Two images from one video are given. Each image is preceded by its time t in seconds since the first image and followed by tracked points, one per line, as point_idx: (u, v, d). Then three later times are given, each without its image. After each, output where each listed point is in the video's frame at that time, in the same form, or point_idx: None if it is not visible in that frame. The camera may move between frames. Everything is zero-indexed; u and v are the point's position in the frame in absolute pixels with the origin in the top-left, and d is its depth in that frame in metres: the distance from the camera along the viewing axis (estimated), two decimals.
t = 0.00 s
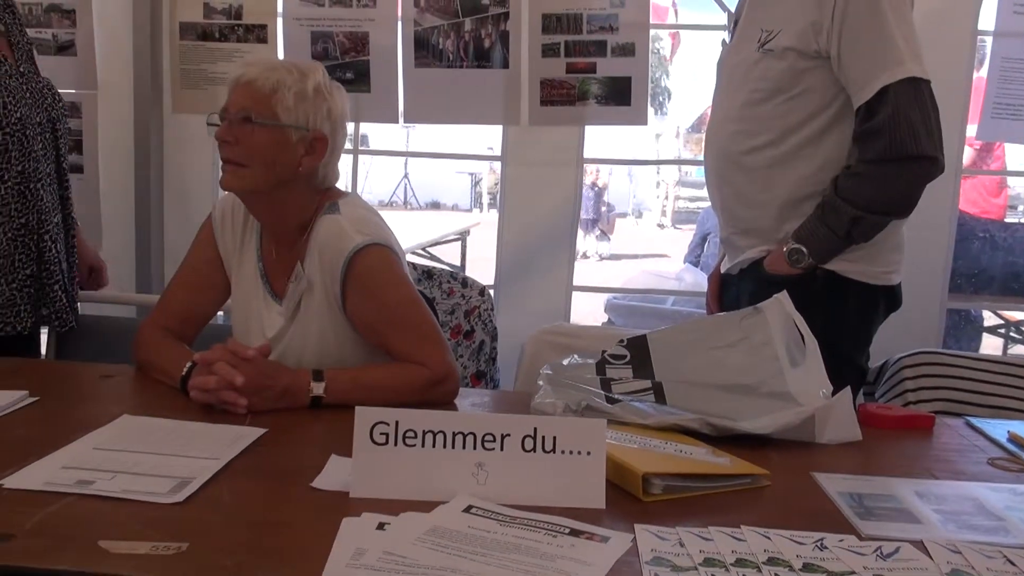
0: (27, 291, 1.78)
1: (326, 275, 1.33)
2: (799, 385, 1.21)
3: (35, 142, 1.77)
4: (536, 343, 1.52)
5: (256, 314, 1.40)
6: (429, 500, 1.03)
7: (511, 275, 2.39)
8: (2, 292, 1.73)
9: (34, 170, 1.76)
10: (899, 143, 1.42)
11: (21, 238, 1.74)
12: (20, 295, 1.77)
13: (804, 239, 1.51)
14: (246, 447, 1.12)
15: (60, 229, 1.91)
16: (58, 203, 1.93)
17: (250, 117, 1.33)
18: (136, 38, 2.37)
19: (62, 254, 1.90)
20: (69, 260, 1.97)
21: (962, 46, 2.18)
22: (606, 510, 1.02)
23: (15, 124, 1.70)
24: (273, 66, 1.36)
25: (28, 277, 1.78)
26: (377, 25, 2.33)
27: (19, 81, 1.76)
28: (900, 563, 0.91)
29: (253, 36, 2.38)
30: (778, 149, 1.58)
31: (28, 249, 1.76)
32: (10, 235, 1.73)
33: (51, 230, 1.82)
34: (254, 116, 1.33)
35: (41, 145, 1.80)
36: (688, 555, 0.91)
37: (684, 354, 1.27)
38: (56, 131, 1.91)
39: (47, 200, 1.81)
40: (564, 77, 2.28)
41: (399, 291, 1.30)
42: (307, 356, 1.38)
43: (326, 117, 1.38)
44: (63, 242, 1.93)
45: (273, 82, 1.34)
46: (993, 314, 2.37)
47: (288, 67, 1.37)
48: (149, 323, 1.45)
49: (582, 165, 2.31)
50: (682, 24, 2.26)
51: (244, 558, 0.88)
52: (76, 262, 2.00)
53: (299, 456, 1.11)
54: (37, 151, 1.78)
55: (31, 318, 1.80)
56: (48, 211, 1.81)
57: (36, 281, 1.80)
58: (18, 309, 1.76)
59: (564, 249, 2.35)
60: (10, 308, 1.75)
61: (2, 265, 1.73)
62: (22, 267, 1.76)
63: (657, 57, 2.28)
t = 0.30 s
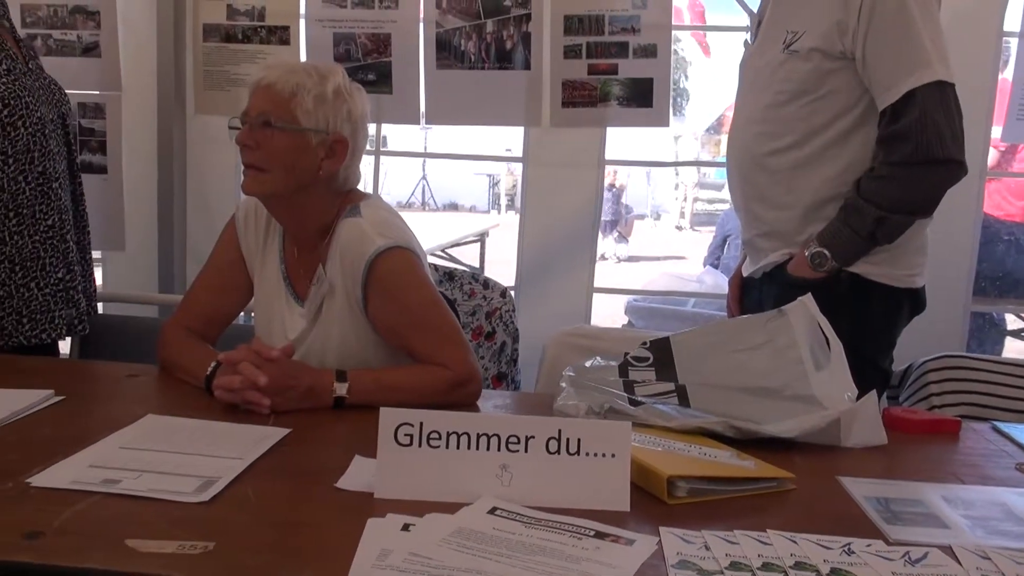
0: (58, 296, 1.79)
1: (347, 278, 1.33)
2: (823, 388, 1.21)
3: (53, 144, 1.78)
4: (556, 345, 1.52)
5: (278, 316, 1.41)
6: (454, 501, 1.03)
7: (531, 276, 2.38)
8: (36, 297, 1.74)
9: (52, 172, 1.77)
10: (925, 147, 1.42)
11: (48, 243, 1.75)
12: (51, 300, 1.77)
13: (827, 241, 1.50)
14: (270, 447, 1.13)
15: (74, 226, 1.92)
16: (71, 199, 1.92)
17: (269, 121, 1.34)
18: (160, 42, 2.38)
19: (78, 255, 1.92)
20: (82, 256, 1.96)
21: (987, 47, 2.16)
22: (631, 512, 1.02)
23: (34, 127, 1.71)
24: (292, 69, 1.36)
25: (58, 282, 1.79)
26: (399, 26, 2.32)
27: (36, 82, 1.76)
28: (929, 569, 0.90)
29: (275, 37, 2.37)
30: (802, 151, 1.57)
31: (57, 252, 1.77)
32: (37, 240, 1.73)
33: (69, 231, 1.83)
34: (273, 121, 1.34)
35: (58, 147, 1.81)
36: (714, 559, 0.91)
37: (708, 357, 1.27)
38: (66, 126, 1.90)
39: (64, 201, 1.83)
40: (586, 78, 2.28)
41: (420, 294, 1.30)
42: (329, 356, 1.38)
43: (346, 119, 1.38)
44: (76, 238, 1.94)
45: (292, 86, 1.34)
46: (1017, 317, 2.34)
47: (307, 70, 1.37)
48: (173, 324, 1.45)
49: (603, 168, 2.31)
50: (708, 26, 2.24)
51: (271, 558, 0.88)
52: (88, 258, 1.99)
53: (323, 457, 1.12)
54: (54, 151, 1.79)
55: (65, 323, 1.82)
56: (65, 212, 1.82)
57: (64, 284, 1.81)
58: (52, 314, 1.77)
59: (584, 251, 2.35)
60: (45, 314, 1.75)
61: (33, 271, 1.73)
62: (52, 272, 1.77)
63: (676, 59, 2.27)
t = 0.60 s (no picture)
0: (81, 295, 1.82)
1: (375, 283, 1.33)
2: (855, 394, 1.20)
3: (80, 144, 1.79)
4: (583, 349, 1.51)
5: (306, 320, 1.41)
6: (484, 505, 1.03)
7: (556, 280, 2.38)
8: (62, 298, 1.77)
9: (79, 171, 1.78)
10: (958, 151, 1.41)
11: (74, 243, 1.77)
12: (75, 299, 1.80)
13: (859, 247, 1.50)
14: (300, 450, 1.13)
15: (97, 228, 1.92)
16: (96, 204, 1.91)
17: (294, 129, 1.34)
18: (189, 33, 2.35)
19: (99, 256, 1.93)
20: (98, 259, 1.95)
21: (1017, 49, 2.14)
22: (662, 518, 1.02)
23: (64, 127, 1.71)
24: (313, 76, 1.37)
25: (81, 281, 1.81)
26: (426, 30, 2.34)
27: (65, 83, 1.77)
28: None
29: (303, 40, 2.40)
30: (833, 155, 1.56)
31: (82, 252, 1.80)
32: (63, 240, 1.75)
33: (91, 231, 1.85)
34: (298, 129, 1.35)
35: (85, 147, 1.82)
36: (747, 565, 0.90)
37: (738, 361, 1.26)
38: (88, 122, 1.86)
39: (88, 201, 1.84)
40: (612, 81, 2.29)
41: (447, 298, 1.29)
42: (357, 360, 1.38)
43: (370, 125, 1.37)
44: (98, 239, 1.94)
45: (315, 93, 1.34)
46: None
47: (329, 76, 1.37)
48: (201, 328, 1.46)
49: (629, 170, 2.30)
50: (732, 28, 2.23)
51: (304, 561, 0.88)
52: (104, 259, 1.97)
53: (353, 460, 1.12)
54: (82, 152, 1.80)
55: (89, 322, 1.85)
56: (89, 211, 1.84)
57: (88, 283, 1.83)
58: (76, 312, 1.80)
59: (608, 255, 2.33)
60: (70, 313, 1.78)
61: (59, 270, 1.75)
62: (77, 271, 1.79)
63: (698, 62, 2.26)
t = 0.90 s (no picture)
0: (109, 295, 1.85)
1: (403, 285, 1.34)
2: (885, 399, 1.19)
3: (107, 148, 1.80)
4: (608, 353, 1.51)
5: (332, 322, 1.41)
6: (513, 510, 1.03)
7: (580, 283, 2.36)
8: (94, 300, 1.79)
9: (106, 175, 1.79)
10: (988, 153, 1.40)
11: (102, 244, 1.80)
12: (103, 300, 1.83)
13: (886, 251, 1.49)
14: (329, 453, 1.13)
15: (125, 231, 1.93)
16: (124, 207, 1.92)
17: (321, 134, 1.35)
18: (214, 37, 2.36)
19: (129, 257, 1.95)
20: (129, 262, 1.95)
21: None
22: (693, 523, 1.01)
23: (91, 131, 1.72)
24: (341, 80, 1.37)
25: (110, 282, 1.84)
26: (450, 34, 2.30)
27: (91, 87, 1.77)
28: None
29: (327, 45, 2.37)
30: (860, 157, 1.56)
31: (111, 255, 1.83)
32: (93, 242, 1.77)
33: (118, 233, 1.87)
34: (324, 134, 1.35)
35: (112, 151, 1.82)
36: (781, 571, 0.89)
37: (768, 365, 1.26)
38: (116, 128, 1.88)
39: (115, 203, 1.85)
40: (637, 84, 2.24)
41: (476, 300, 1.29)
42: (384, 362, 1.38)
43: (396, 128, 1.37)
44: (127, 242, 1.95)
45: (341, 97, 1.35)
46: None
47: (356, 80, 1.37)
48: (229, 330, 1.46)
49: (653, 173, 2.28)
50: (754, 31, 2.21)
51: (335, 565, 0.88)
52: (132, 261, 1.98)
53: (381, 464, 1.12)
54: (109, 156, 1.81)
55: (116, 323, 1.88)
56: (115, 214, 1.86)
57: (115, 283, 1.86)
58: (106, 312, 1.83)
59: (632, 259, 2.32)
60: (101, 314, 1.81)
61: (91, 273, 1.77)
62: (106, 272, 1.82)
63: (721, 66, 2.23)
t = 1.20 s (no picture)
0: (142, 298, 1.85)
1: (436, 289, 1.34)
2: (922, 404, 1.18)
3: (136, 152, 1.81)
4: (639, 357, 1.50)
5: (364, 325, 1.42)
6: (548, 515, 1.02)
7: (610, 287, 2.34)
8: (123, 302, 1.79)
9: (135, 179, 1.81)
10: None
11: (131, 248, 1.80)
12: (134, 303, 1.83)
13: (924, 255, 1.49)
14: (363, 456, 1.14)
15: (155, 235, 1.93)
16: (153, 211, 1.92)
17: (352, 140, 1.35)
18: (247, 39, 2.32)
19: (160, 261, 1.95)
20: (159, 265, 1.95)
21: None
22: (729, 529, 1.00)
23: (121, 136, 1.74)
24: (372, 85, 1.37)
25: (142, 285, 1.84)
26: (482, 38, 2.21)
27: (121, 92, 1.78)
28: None
29: (358, 50, 2.30)
30: (897, 160, 1.55)
31: (140, 257, 1.83)
32: (123, 245, 1.78)
33: (148, 236, 1.88)
34: (356, 140, 1.35)
35: (141, 155, 1.84)
36: None
37: (803, 369, 1.25)
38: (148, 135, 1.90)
39: (146, 207, 1.86)
40: (667, 87, 2.15)
41: (509, 304, 1.30)
42: (416, 366, 1.38)
43: (428, 132, 1.37)
44: (156, 246, 1.95)
45: (372, 102, 1.35)
46: None
47: (387, 84, 1.37)
48: (262, 334, 1.46)
49: (683, 178, 2.26)
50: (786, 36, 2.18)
51: (372, 569, 0.88)
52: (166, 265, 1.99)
53: (415, 467, 1.12)
54: (137, 160, 1.82)
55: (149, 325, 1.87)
56: (146, 218, 1.87)
57: (147, 286, 1.86)
58: (138, 315, 1.84)
59: (661, 264, 2.30)
60: (132, 317, 1.81)
61: (121, 276, 1.78)
62: (137, 275, 1.82)
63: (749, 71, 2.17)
